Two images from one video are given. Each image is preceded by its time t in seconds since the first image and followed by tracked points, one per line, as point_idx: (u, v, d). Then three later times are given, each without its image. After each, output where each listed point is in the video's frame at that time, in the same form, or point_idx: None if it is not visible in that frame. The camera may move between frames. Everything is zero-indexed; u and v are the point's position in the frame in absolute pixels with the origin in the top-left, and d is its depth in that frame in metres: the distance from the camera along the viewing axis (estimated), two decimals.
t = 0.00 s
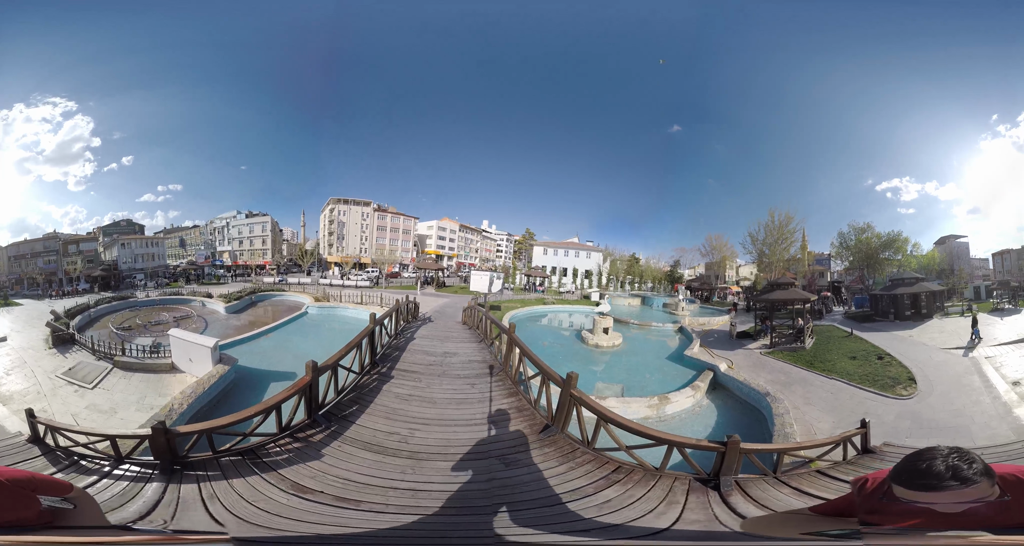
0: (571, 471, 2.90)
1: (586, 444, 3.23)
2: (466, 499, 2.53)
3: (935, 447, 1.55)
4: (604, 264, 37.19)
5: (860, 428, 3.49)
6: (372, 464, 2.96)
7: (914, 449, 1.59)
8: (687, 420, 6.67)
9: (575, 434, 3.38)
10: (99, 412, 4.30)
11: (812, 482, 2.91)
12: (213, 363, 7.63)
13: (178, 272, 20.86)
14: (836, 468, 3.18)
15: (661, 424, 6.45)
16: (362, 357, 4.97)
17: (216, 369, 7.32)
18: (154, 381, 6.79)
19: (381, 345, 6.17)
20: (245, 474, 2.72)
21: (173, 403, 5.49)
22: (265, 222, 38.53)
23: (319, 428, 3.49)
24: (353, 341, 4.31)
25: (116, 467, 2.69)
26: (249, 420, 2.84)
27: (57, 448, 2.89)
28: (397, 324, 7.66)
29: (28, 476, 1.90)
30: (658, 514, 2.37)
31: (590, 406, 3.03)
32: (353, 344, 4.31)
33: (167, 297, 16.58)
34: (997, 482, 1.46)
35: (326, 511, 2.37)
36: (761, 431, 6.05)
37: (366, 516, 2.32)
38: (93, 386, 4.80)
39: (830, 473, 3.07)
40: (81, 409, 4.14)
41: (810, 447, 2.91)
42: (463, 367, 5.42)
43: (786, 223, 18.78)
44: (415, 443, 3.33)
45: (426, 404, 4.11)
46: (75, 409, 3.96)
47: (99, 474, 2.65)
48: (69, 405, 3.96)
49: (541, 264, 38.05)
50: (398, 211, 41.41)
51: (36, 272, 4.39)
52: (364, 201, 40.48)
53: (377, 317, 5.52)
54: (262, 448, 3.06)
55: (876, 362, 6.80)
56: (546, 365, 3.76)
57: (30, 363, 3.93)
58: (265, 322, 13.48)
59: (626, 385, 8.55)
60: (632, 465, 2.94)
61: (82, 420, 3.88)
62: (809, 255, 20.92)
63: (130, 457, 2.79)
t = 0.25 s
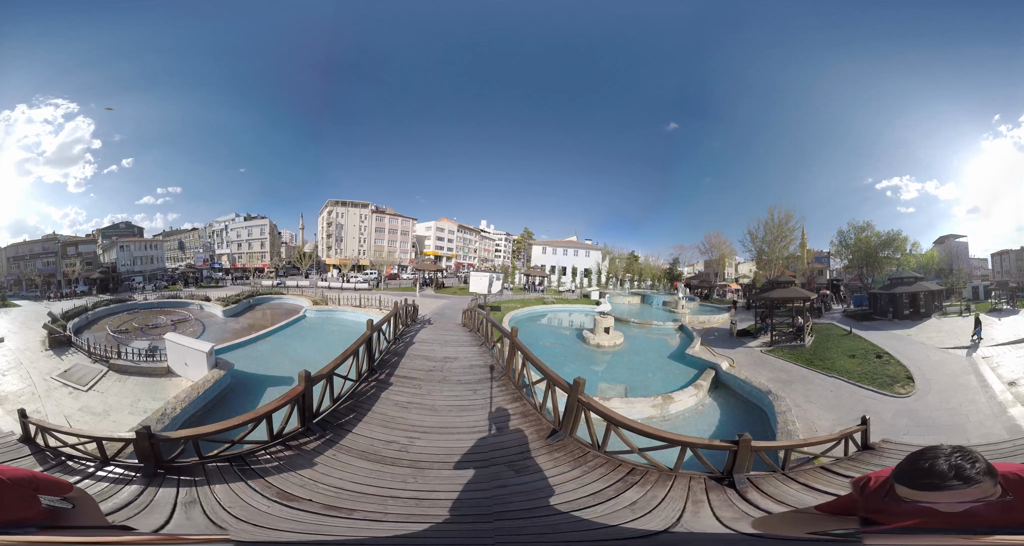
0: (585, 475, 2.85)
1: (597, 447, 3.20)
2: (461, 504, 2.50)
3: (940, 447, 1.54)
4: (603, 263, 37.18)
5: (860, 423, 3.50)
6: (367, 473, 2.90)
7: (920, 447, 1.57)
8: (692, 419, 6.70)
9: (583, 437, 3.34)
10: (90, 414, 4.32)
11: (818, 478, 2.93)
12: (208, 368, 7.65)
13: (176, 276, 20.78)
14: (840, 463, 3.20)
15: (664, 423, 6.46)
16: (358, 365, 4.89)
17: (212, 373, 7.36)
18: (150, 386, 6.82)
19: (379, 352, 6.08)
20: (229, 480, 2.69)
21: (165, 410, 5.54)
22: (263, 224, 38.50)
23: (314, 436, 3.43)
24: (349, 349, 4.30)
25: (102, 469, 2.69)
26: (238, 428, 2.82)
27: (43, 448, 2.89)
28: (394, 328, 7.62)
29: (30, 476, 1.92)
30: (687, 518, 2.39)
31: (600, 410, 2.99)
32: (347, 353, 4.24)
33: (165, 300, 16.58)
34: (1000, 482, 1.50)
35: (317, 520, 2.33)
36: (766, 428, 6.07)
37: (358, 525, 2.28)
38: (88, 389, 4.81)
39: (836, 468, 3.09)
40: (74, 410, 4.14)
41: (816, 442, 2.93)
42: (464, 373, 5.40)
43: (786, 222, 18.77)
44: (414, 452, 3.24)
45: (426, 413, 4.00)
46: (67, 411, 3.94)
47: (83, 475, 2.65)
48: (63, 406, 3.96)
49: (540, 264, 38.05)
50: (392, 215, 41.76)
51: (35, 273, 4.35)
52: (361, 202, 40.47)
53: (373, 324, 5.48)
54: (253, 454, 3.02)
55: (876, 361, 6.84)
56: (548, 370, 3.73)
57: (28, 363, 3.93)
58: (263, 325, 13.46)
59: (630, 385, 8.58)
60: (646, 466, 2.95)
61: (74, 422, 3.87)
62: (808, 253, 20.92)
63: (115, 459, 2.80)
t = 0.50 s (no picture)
0: (594, 479, 2.85)
1: (603, 451, 3.20)
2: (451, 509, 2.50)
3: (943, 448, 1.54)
4: (603, 263, 37.19)
5: (861, 423, 3.51)
6: (356, 478, 2.89)
7: (921, 448, 1.59)
8: (694, 419, 6.71)
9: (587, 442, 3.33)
10: (86, 414, 4.31)
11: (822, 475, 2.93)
12: (204, 369, 7.65)
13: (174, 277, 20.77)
14: (843, 461, 3.21)
15: (666, 424, 6.44)
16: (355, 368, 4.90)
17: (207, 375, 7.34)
18: (144, 386, 6.81)
19: (376, 355, 6.05)
20: (215, 483, 2.69)
21: (162, 411, 5.52)
22: (262, 225, 38.50)
23: (306, 441, 3.42)
24: (344, 353, 4.29)
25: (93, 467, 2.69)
26: (228, 432, 2.81)
27: (38, 446, 2.86)
28: (394, 329, 7.62)
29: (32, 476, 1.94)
30: (712, 518, 2.41)
31: (604, 416, 3.00)
32: (343, 358, 4.23)
33: (164, 301, 16.55)
34: (1001, 482, 1.50)
35: (300, 525, 2.33)
36: (768, 427, 6.08)
37: (343, 527, 2.29)
38: (84, 390, 4.81)
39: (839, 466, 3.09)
40: (70, 410, 4.14)
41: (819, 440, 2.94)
42: (463, 377, 5.39)
43: (785, 222, 18.78)
44: (409, 459, 3.23)
45: (423, 419, 3.99)
46: (64, 412, 3.94)
47: (72, 473, 2.62)
48: (59, 406, 3.95)
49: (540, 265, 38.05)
50: (394, 214, 41.49)
51: (33, 274, 4.32)
52: (360, 203, 40.49)
53: (370, 327, 5.47)
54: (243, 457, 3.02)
55: (875, 360, 6.85)
56: (548, 374, 3.72)
57: (26, 364, 3.93)
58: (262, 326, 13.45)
59: (631, 386, 8.57)
60: (655, 469, 2.94)
61: (70, 422, 3.87)
62: (807, 253, 20.93)
63: (106, 458, 2.78)
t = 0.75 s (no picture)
0: (594, 479, 2.85)
1: (603, 451, 3.20)
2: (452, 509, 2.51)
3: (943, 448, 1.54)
4: (603, 264, 37.20)
5: (861, 422, 3.51)
6: (357, 478, 2.89)
7: (921, 448, 1.59)
8: (694, 419, 6.71)
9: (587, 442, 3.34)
10: (86, 414, 4.31)
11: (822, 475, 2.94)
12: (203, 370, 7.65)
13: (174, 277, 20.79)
14: (842, 461, 3.21)
15: (667, 424, 6.45)
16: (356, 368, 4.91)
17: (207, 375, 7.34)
18: (145, 387, 6.81)
19: (376, 355, 6.04)
20: (215, 483, 2.69)
21: (162, 411, 5.53)
22: (261, 225, 38.51)
23: (306, 441, 3.42)
24: (344, 353, 4.29)
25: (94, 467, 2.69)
26: (228, 431, 2.81)
27: (39, 446, 2.86)
28: (394, 329, 7.62)
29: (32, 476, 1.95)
30: (712, 518, 2.41)
31: (605, 415, 3.00)
32: (343, 358, 4.22)
33: (164, 301, 16.55)
34: (1002, 482, 1.50)
35: (299, 524, 2.33)
36: (768, 427, 6.08)
37: (343, 527, 2.29)
38: (84, 390, 4.81)
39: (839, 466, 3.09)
40: (70, 410, 4.14)
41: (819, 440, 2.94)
42: (463, 376, 5.41)
43: (785, 222, 18.78)
44: (409, 459, 3.23)
45: (424, 419, 3.99)
46: (65, 411, 3.95)
47: (72, 473, 2.61)
48: (60, 406, 3.96)
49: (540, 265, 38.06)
50: (393, 215, 41.59)
51: (34, 273, 4.34)
52: (360, 203, 40.50)
53: (370, 326, 5.48)
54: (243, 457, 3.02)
55: (875, 360, 6.85)
56: (549, 374, 3.72)
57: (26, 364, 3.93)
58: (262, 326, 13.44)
59: (631, 387, 8.57)
60: (656, 469, 2.94)
61: (70, 421, 3.87)
62: (807, 254, 20.92)
63: (105, 459, 2.78)
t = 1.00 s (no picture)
0: (594, 479, 2.85)
1: (603, 451, 3.20)
2: (452, 509, 2.51)
3: (942, 448, 1.54)
4: (603, 264, 37.20)
5: (861, 422, 3.51)
6: (358, 478, 2.90)
7: (921, 448, 1.59)
8: (694, 419, 6.70)
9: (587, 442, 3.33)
10: (86, 414, 4.31)
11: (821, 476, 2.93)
12: (203, 370, 7.65)
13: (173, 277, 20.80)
14: (842, 461, 3.21)
15: (667, 424, 6.44)
16: (355, 367, 4.92)
17: (207, 375, 7.34)
18: (145, 387, 6.81)
19: (376, 355, 6.04)
20: (216, 484, 2.69)
21: (162, 411, 5.52)
22: (261, 225, 38.53)
23: (307, 441, 3.42)
24: (344, 353, 4.29)
25: (94, 467, 2.69)
26: (228, 432, 2.81)
27: (39, 446, 2.86)
28: (394, 329, 7.63)
29: (31, 476, 1.96)
30: (712, 518, 2.41)
31: (604, 415, 3.00)
32: (343, 357, 4.21)
33: (164, 300, 16.56)
34: (1002, 482, 1.50)
35: (300, 524, 2.33)
36: (767, 427, 6.09)
37: (343, 527, 2.29)
38: (84, 390, 4.81)
39: (839, 466, 3.09)
40: (70, 410, 4.14)
41: (819, 440, 2.94)
42: (463, 376, 5.42)
43: (785, 222, 18.80)
44: (409, 458, 3.24)
45: (423, 418, 4.00)
46: (64, 411, 3.95)
47: (72, 473, 2.62)
48: (59, 406, 3.96)
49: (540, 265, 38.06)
50: (393, 215, 41.62)
51: (34, 274, 4.35)
52: (360, 203, 40.49)
53: (371, 326, 5.49)
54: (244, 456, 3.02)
55: (875, 360, 6.86)
56: (549, 374, 3.72)
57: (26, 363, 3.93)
58: (262, 326, 13.45)
59: (631, 387, 8.57)
60: (656, 469, 2.94)
61: (69, 422, 3.86)
62: (807, 254, 20.92)
63: (105, 458, 2.78)
